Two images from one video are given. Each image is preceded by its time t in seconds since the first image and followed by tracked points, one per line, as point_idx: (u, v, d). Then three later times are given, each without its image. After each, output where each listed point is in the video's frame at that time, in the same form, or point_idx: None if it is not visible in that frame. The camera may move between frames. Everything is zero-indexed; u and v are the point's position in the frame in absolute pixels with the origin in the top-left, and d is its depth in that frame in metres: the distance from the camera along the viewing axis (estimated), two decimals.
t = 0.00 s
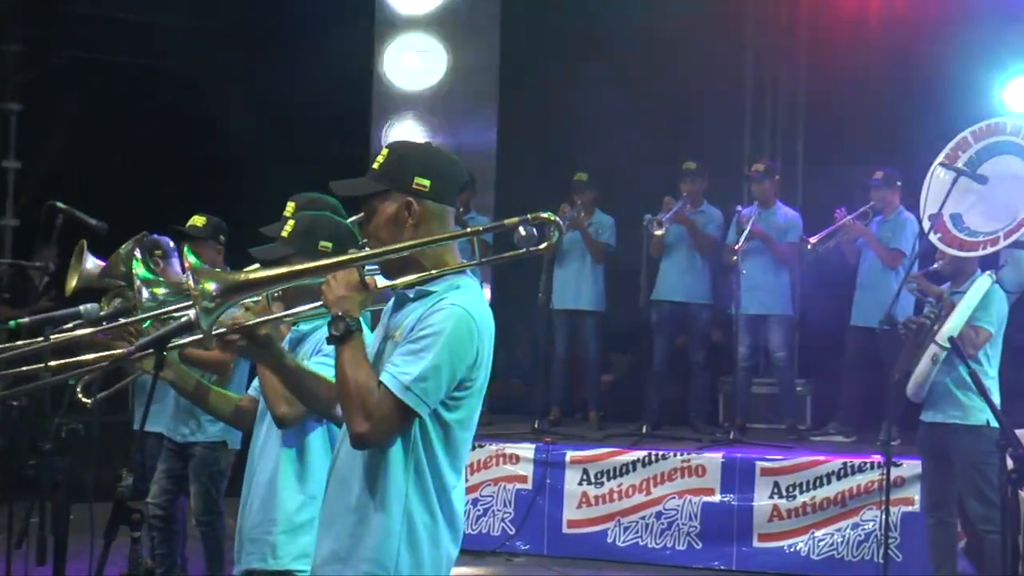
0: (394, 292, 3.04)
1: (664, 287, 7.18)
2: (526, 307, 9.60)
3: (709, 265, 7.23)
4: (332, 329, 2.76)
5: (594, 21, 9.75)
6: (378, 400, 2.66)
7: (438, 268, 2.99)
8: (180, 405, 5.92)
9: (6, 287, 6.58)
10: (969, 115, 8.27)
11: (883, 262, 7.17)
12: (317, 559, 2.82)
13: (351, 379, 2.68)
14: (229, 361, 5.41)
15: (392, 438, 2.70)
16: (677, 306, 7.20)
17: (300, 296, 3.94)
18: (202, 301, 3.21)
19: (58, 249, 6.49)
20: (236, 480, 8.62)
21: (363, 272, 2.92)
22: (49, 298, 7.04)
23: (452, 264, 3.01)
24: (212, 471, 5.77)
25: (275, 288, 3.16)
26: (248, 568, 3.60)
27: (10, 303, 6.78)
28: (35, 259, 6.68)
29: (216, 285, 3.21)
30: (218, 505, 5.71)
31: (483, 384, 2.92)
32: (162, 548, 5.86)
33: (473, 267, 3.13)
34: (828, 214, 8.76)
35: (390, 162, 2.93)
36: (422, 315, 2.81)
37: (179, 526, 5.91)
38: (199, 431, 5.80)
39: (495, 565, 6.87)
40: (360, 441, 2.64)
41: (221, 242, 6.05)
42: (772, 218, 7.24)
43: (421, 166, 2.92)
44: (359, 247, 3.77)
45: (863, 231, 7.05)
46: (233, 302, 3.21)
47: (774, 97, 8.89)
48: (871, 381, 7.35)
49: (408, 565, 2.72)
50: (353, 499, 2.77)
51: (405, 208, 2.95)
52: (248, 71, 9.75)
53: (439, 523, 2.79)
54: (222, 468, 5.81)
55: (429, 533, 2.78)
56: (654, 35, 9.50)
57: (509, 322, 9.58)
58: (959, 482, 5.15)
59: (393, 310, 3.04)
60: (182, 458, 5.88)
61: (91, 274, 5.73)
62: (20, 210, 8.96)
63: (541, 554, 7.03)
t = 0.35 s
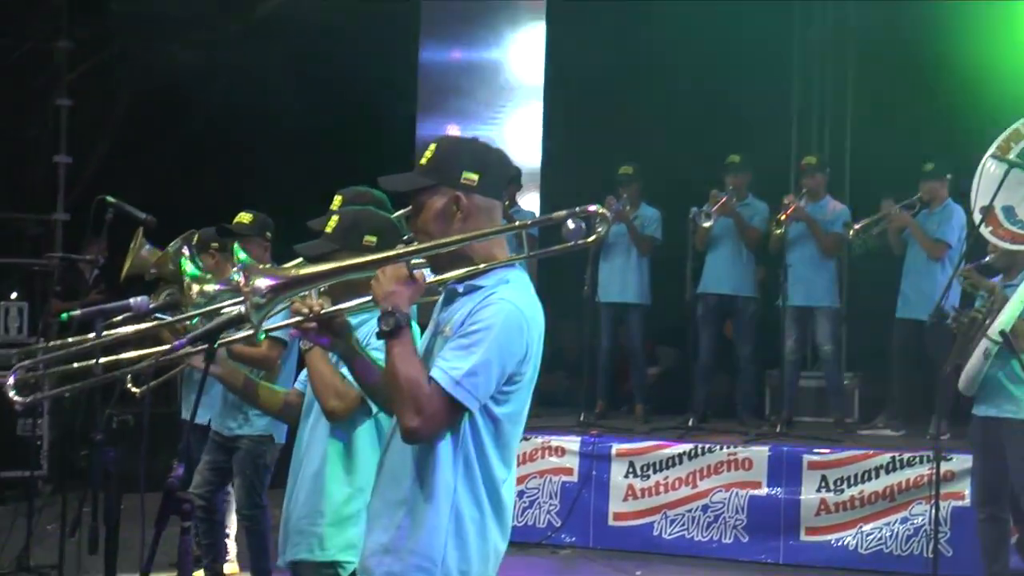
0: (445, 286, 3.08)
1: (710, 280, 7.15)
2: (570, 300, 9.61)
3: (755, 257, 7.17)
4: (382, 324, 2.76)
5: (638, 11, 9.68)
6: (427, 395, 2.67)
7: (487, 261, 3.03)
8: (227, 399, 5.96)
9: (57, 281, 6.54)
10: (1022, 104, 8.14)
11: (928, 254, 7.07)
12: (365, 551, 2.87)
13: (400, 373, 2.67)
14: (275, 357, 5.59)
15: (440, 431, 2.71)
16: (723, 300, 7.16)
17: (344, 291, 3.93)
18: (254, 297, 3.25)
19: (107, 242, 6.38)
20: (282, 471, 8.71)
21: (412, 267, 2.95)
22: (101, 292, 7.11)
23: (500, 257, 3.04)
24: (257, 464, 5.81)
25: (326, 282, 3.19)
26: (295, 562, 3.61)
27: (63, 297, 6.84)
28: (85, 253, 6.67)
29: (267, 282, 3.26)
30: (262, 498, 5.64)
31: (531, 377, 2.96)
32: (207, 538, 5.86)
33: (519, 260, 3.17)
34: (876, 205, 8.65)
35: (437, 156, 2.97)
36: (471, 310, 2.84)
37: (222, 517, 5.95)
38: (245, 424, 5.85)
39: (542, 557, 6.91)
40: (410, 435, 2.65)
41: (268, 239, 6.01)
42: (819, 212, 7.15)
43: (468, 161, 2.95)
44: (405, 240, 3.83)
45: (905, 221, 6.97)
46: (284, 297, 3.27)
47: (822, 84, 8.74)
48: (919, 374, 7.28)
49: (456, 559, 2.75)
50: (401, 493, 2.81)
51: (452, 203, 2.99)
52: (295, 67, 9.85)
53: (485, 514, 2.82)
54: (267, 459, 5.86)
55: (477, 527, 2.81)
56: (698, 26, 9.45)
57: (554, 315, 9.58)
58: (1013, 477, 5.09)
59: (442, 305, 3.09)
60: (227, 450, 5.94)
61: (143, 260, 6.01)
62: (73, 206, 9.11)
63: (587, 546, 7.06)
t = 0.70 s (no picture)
0: (495, 264, 2.94)
1: (757, 256, 7.10)
2: (614, 277, 9.60)
3: (805, 234, 7.07)
4: (434, 301, 2.61)
5: None
6: (477, 372, 2.53)
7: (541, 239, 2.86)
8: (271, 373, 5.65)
9: (109, 257, 6.67)
10: None
11: (975, 228, 6.97)
12: (413, 526, 2.76)
13: (451, 349, 2.55)
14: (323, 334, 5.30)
15: (491, 406, 2.59)
16: (773, 276, 7.12)
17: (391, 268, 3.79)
18: (305, 272, 3.13)
19: (159, 219, 6.51)
20: (328, 448, 8.75)
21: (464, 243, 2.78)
22: (152, 267, 7.15)
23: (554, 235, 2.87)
24: (302, 441, 5.51)
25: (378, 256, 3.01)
26: (345, 536, 3.55)
27: (116, 273, 6.90)
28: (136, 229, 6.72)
29: (318, 256, 3.12)
30: (306, 476, 5.47)
31: (586, 355, 2.77)
32: (253, 514, 5.58)
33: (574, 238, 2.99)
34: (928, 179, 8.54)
35: (490, 129, 2.81)
36: (522, 285, 2.69)
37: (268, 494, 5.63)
38: (288, 399, 5.54)
39: (589, 533, 6.90)
40: (460, 411, 2.54)
41: (319, 216, 5.98)
42: (869, 184, 7.04)
43: (523, 134, 2.79)
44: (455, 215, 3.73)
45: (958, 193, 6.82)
46: (335, 272, 3.13)
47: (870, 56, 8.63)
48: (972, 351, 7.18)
49: (505, 538, 2.59)
50: (451, 467, 2.68)
51: (505, 178, 2.84)
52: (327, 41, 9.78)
53: (535, 493, 2.65)
54: (312, 436, 5.55)
55: (527, 506, 2.63)
56: None
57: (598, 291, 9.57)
58: None
59: (493, 281, 2.95)
60: (271, 426, 5.62)
61: (194, 235, 5.89)
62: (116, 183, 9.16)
63: (634, 523, 7.03)
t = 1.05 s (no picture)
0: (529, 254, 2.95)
1: (791, 249, 7.08)
2: (645, 270, 9.59)
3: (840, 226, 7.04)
4: (470, 293, 2.67)
5: None
6: (512, 365, 2.54)
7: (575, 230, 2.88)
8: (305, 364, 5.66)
9: (145, 250, 6.73)
10: None
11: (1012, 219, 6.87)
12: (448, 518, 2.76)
13: (486, 340, 2.59)
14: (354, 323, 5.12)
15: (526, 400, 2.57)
16: (808, 268, 7.08)
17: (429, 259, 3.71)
18: (341, 264, 3.10)
19: (194, 211, 6.55)
20: (361, 440, 8.80)
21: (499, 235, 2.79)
22: (187, 259, 7.20)
23: (587, 227, 2.89)
24: (338, 431, 5.53)
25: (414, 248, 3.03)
26: (379, 531, 3.55)
27: (152, 265, 6.96)
28: (172, 222, 6.77)
29: (354, 249, 3.10)
30: (343, 463, 5.46)
31: (619, 346, 2.76)
32: (290, 504, 5.60)
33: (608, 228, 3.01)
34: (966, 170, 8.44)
35: (525, 122, 2.83)
36: (556, 278, 2.67)
37: (306, 484, 5.64)
38: (322, 388, 5.52)
39: (622, 526, 6.90)
40: (494, 404, 2.53)
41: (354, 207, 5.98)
42: (905, 175, 6.97)
43: (557, 126, 2.81)
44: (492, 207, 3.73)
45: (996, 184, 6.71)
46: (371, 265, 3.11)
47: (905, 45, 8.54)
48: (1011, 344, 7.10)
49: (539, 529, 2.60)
50: (484, 459, 2.66)
51: (539, 170, 2.86)
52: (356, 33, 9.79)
53: (568, 484, 2.67)
54: (347, 426, 5.57)
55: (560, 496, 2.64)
56: None
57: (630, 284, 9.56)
58: None
59: (528, 273, 2.94)
60: (307, 416, 5.63)
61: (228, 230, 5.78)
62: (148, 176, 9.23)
63: (667, 516, 7.03)
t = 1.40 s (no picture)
0: (556, 246, 2.91)
1: (818, 243, 7.07)
2: (670, 264, 9.59)
3: (867, 219, 7.01)
4: (498, 288, 2.61)
5: None
6: (541, 360, 2.52)
7: (602, 224, 2.83)
8: (335, 358, 5.67)
9: (173, 244, 6.76)
10: None
11: None
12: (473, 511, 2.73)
13: (514, 335, 2.55)
14: (383, 315, 5.03)
15: (555, 395, 2.55)
16: (835, 262, 7.07)
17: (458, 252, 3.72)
18: (368, 255, 3.17)
19: (221, 205, 6.53)
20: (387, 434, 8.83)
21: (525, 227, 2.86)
22: (215, 253, 7.24)
23: (614, 221, 2.84)
24: (370, 422, 5.53)
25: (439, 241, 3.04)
26: (404, 527, 3.52)
27: (180, 259, 7.00)
28: (199, 216, 6.78)
29: (382, 240, 3.16)
30: (376, 453, 5.46)
31: (646, 339, 2.74)
32: (324, 497, 5.63)
33: (635, 223, 2.97)
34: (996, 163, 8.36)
35: (552, 115, 2.78)
36: (583, 271, 2.65)
37: (341, 477, 5.67)
38: (354, 382, 5.52)
39: (648, 520, 6.90)
40: (523, 400, 2.51)
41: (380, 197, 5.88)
42: (936, 169, 6.91)
43: (585, 120, 2.76)
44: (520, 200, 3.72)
45: None
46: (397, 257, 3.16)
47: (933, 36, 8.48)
48: None
49: (566, 523, 2.58)
50: (511, 453, 2.63)
51: (567, 163, 2.80)
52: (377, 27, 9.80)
53: (596, 478, 2.63)
54: (379, 417, 5.56)
55: (587, 490, 2.62)
56: None
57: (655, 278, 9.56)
58: None
59: (555, 265, 2.92)
60: (339, 408, 5.65)
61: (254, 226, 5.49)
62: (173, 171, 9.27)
63: (694, 511, 7.02)
